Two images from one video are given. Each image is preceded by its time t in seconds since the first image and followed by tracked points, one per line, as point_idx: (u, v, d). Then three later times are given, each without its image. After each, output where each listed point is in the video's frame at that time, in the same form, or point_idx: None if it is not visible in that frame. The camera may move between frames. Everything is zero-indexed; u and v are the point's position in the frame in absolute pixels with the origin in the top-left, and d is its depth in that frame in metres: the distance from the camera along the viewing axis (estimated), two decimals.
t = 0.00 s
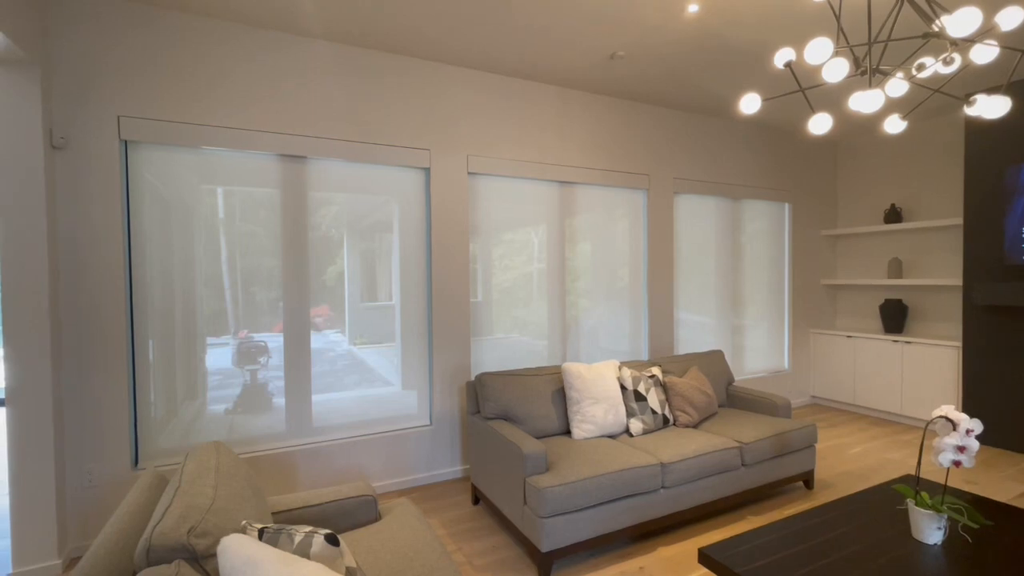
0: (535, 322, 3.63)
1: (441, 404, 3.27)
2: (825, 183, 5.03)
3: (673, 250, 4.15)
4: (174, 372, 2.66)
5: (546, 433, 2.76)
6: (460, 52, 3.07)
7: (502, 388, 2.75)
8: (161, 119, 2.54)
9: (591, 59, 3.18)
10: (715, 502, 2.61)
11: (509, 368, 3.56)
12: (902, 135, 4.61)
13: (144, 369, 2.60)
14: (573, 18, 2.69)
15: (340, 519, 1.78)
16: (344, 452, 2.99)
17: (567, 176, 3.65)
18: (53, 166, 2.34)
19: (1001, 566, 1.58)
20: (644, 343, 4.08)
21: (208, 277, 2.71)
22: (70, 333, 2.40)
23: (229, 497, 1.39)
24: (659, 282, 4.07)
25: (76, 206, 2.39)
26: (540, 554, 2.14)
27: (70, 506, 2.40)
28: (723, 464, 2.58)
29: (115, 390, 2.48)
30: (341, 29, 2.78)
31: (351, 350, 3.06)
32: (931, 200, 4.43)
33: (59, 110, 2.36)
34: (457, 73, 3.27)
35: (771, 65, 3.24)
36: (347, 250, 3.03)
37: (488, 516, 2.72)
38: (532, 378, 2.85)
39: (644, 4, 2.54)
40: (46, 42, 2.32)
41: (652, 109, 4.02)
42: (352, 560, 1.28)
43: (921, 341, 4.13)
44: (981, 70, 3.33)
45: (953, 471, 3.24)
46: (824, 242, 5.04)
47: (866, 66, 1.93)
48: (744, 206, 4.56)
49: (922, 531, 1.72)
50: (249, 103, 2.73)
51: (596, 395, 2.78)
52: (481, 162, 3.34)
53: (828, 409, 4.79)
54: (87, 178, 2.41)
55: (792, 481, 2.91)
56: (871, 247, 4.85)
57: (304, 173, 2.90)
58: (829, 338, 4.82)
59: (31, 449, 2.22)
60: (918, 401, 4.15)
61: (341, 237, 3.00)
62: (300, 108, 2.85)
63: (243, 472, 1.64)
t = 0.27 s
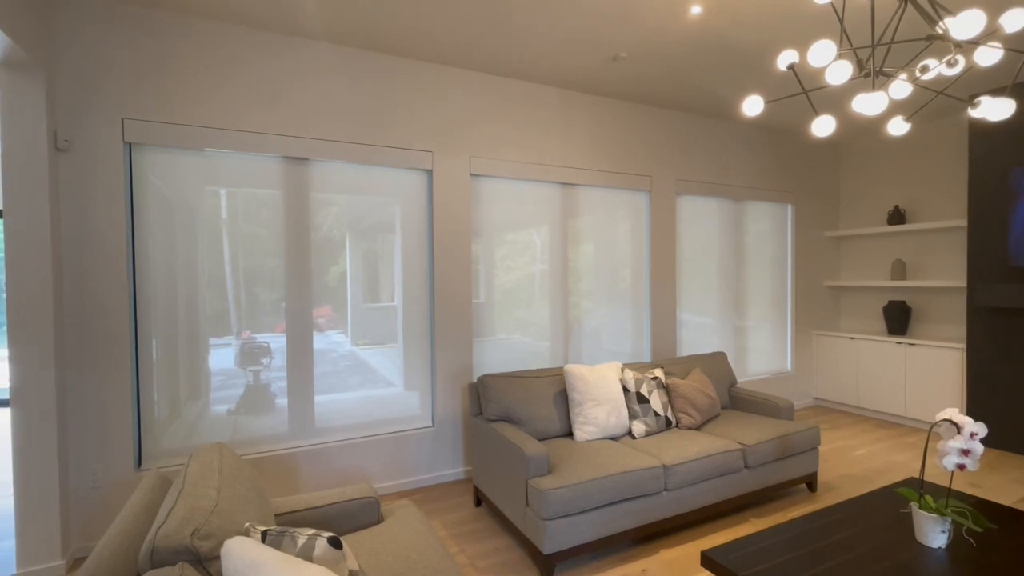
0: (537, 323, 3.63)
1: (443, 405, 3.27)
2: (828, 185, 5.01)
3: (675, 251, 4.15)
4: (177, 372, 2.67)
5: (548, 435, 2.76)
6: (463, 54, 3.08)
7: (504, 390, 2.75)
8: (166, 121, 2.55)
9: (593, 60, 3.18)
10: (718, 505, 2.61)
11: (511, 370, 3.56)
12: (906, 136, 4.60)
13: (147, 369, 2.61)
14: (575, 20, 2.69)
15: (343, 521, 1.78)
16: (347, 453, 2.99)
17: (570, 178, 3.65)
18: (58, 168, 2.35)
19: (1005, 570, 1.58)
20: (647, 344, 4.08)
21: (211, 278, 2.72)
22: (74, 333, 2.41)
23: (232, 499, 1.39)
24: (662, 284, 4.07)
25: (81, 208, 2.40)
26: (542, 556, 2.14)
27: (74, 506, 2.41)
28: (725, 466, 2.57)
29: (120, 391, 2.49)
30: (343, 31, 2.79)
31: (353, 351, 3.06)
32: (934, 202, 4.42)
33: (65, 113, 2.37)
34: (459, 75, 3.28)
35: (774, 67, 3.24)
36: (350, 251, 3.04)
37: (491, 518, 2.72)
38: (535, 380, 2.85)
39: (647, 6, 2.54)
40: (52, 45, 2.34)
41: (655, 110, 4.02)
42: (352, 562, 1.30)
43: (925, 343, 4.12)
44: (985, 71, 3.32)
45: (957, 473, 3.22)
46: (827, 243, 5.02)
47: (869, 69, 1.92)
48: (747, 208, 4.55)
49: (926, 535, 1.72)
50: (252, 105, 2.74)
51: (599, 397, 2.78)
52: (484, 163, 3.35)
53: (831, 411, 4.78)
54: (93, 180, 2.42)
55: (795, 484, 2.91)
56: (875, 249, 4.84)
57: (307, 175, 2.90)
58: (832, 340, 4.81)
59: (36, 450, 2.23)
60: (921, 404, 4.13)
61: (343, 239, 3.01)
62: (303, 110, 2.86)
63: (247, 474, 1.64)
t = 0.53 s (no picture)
0: (540, 324, 3.63)
1: (446, 407, 3.27)
2: (832, 186, 5.00)
3: (678, 252, 4.14)
4: (181, 373, 2.68)
5: (551, 436, 2.76)
6: (466, 56, 3.08)
7: (506, 392, 2.74)
8: (171, 123, 2.56)
9: (596, 61, 3.18)
10: (721, 507, 2.60)
11: (514, 371, 3.56)
12: (911, 136, 4.57)
13: (152, 370, 2.62)
14: (578, 21, 2.69)
15: (346, 522, 1.78)
16: (350, 454, 3.00)
17: (572, 179, 3.65)
18: (64, 170, 2.37)
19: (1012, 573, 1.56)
20: (650, 346, 4.07)
21: (215, 279, 2.73)
22: (80, 334, 2.42)
23: (236, 500, 1.39)
24: (665, 285, 4.06)
25: (87, 210, 2.42)
26: (545, 558, 2.13)
27: (79, 506, 2.42)
28: (729, 468, 2.56)
29: (124, 392, 2.50)
30: (346, 33, 2.79)
31: (356, 352, 3.07)
32: (939, 202, 4.39)
33: (71, 115, 2.38)
34: (462, 77, 3.28)
35: (778, 68, 3.23)
36: (353, 252, 3.04)
37: (494, 520, 2.72)
38: (538, 382, 2.85)
39: (650, 6, 2.54)
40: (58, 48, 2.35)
41: (658, 111, 4.01)
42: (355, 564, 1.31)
43: (930, 344, 4.09)
44: (990, 71, 3.30)
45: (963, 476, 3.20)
46: (831, 244, 5.00)
47: (873, 69, 1.91)
48: (750, 209, 4.54)
49: (932, 538, 1.70)
50: (256, 107, 2.75)
51: (601, 399, 2.77)
52: (487, 165, 3.35)
53: (835, 413, 4.76)
54: (98, 182, 2.43)
55: (799, 486, 2.89)
56: (879, 250, 4.82)
57: (310, 176, 2.91)
58: (836, 341, 4.79)
59: (41, 450, 2.24)
60: (927, 406, 4.11)
61: (346, 240, 3.02)
62: (306, 112, 2.87)
63: (250, 475, 1.64)
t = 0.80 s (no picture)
0: (545, 326, 3.62)
1: (451, 409, 3.27)
2: (839, 186, 4.96)
3: (684, 254, 4.12)
4: (188, 375, 2.69)
5: (557, 438, 2.75)
6: (470, 58, 3.09)
7: (512, 393, 2.74)
8: (178, 127, 2.58)
9: (601, 63, 3.17)
10: (728, 510, 2.58)
11: (519, 373, 3.55)
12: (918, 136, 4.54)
13: (159, 372, 2.63)
14: (583, 23, 2.69)
15: (352, 525, 1.78)
16: (356, 456, 3.00)
17: (577, 181, 3.65)
18: (72, 174, 2.38)
19: None
20: (656, 348, 4.06)
21: (222, 282, 2.74)
22: (88, 336, 2.44)
23: (242, 502, 1.39)
24: (671, 287, 4.05)
25: (95, 213, 2.44)
26: (551, 561, 2.12)
27: (87, 508, 2.43)
28: (736, 471, 2.55)
29: (131, 394, 2.52)
30: (352, 37, 2.80)
31: (361, 354, 3.07)
32: (948, 203, 4.35)
33: (79, 119, 2.40)
34: (466, 79, 3.28)
35: (784, 68, 3.22)
36: (358, 255, 3.05)
37: (499, 523, 2.71)
38: (543, 384, 2.84)
39: (655, 7, 2.53)
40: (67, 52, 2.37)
41: (663, 113, 4.00)
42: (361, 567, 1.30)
43: (939, 346, 4.05)
44: (1000, 70, 3.27)
45: (974, 480, 3.16)
46: (838, 245, 4.97)
47: (881, 68, 1.90)
48: (756, 210, 4.52)
49: (943, 542, 1.68)
50: (261, 110, 2.76)
51: (607, 401, 2.76)
52: (492, 167, 3.35)
53: (843, 415, 4.72)
54: (106, 185, 2.45)
55: (807, 489, 2.87)
56: (887, 251, 4.78)
57: (316, 179, 2.92)
58: (844, 343, 4.75)
59: (50, 452, 2.25)
60: (936, 408, 4.07)
61: (352, 242, 3.03)
62: (312, 115, 2.88)
63: (256, 477, 1.65)
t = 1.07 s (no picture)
0: (552, 329, 3.61)
1: (459, 411, 3.26)
2: (849, 187, 4.92)
3: (692, 256, 4.10)
4: (197, 378, 2.70)
5: (564, 442, 2.73)
6: (477, 61, 3.09)
7: (519, 396, 2.73)
8: (188, 131, 2.60)
9: (607, 64, 3.17)
10: (738, 515, 2.55)
11: (527, 375, 3.54)
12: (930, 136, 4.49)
13: (168, 375, 2.65)
14: (590, 24, 2.69)
15: (359, 527, 1.77)
16: (363, 459, 3.00)
17: (584, 183, 3.64)
18: (84, 178, 2.41)
19: None
20: (664, 350, 4.03)
21: (231, 285, 2.76)
22: (99, 339, 2.46)
23: (250, 504, 1.40)
24: (679, 289, 4.02)
25: (107, 217, 2.46)
26: (559, 565, 2.11)
27: (97, 509, 2.45)
28: (746, 475, 2.52)
29: (141, 396, 2.53)
30: (359, 40, 2.82)
31: (369, 356, 3.08)
32: (961, 203, 4.30)
33: (91, 124, 2.43)
34: (473, 82, 3.29)
35: (793, 68, 3.19)
36: (365, 257, 3.06)
37: (507, 526, 2.70)
38: (550, 387, 2.82)
39: (662, 8, 2.52)
40: (79, 59, 2.40)
41: (670, 114, 3.98)
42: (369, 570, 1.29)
43: (952, 349, 4.00)
44: (1014, 68, 3.22)
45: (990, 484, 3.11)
46: (848, 246, 4.92)
47: (893, 67, 1.87)
48: (765, 211, 4.49)
49: (960, 549, 1.65)
50: (270, 114, 2.78)
51: (615, 404, 2.74)
52: (498, 169, 3.35)
53: (855, 419, 4.66)
54: (117, 190, 2.47)
55: (819, 494, 2.83)
56: (899, 252, 4.73)
57: (324, 182, 2.94)
58: (855, 346, 4.70)
59: (61, 453, 2.27)
60: (950, 411, 4.01)
61: (360, 246, 3.04)
62: (319, 119, 2.89)
63: (264, 480, 1.65)
